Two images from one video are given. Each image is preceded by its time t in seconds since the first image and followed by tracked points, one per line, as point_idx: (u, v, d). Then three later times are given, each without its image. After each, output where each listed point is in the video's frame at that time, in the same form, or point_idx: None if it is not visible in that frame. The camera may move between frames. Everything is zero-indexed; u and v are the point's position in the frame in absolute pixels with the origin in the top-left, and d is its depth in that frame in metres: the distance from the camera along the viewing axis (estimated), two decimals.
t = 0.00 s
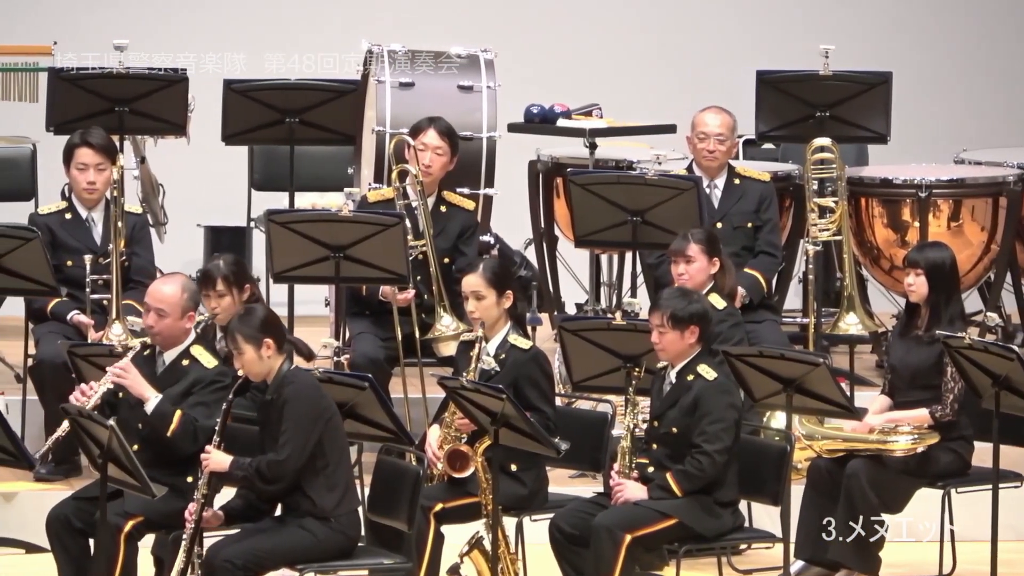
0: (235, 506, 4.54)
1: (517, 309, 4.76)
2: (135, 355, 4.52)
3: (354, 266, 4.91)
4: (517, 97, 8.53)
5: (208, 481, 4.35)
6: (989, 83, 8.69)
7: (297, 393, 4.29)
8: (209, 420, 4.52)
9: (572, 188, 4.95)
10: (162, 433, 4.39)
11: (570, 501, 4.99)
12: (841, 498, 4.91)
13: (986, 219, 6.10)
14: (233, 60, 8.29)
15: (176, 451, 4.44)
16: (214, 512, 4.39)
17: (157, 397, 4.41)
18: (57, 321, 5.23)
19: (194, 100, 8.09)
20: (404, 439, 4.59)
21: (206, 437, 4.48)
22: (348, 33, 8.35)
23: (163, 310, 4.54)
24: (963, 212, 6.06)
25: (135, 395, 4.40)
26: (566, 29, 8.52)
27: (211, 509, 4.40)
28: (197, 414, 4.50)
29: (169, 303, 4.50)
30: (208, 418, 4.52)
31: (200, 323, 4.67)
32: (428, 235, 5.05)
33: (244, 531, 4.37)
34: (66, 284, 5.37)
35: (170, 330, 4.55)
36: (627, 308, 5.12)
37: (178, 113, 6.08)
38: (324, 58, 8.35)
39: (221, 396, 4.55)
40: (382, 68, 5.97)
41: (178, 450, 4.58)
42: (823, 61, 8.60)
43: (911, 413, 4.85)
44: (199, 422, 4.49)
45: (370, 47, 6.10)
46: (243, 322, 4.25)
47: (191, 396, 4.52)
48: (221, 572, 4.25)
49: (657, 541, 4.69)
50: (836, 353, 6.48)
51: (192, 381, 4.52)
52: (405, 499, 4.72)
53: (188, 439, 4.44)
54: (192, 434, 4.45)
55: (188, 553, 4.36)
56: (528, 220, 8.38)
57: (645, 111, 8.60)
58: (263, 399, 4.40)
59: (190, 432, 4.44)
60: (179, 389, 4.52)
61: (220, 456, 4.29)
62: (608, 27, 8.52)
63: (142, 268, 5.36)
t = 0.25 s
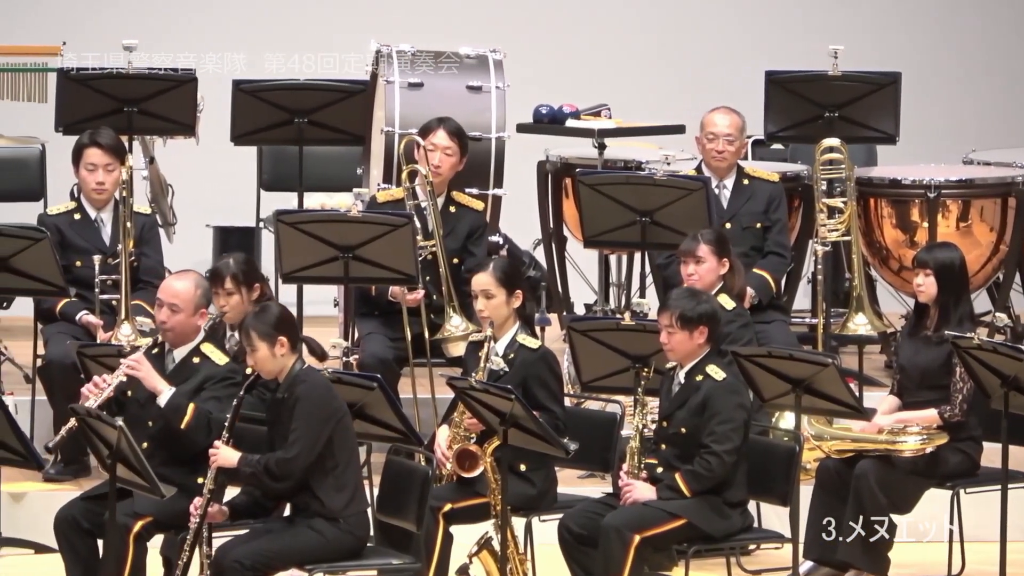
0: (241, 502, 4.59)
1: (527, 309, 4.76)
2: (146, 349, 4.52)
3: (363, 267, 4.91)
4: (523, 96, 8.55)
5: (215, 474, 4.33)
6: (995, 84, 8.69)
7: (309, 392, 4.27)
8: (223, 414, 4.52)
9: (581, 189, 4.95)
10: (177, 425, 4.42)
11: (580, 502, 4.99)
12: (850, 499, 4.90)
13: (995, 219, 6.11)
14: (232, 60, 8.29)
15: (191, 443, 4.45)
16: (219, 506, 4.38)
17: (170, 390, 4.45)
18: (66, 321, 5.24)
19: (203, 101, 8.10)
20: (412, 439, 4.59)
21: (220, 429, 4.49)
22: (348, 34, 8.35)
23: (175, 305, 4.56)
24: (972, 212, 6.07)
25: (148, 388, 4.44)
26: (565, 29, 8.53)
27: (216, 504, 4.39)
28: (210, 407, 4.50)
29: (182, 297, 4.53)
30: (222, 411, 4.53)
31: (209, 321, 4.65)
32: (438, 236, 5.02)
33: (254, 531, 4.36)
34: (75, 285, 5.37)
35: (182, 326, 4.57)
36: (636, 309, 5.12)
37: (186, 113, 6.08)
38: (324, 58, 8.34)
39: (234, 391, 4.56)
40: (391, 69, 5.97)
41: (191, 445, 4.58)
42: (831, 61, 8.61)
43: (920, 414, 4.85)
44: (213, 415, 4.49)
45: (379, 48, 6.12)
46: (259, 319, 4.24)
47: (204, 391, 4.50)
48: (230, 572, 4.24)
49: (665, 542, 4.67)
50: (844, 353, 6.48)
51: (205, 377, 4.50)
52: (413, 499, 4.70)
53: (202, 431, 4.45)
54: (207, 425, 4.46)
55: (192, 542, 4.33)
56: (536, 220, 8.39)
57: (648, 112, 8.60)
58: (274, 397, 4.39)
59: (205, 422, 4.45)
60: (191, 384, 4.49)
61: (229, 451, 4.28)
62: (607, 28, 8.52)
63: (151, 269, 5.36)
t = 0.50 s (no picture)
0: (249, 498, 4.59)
1: (537, 309, 4.76)
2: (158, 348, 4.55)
3: (373, 267, 4.91)
4: (530, 96, 8.57)
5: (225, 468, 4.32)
6: (1003, 85, 8.69)
7: (325, 391, 4.26)
8: (236, 409, 4.52)
9: (591, 189, 4.95)
10: (191, 420, 4.41)
11: (590, 502, 4.98)
12: (861, 499, 4.90)
13: (1005, 219, 6.11)
14: (232, 60, 8.34)
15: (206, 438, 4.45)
16: (228, 500, 4.36)
17: (185, 386, 4.43)
18: (76, 321, 5.24)
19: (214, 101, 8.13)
20: (423, 440, 4.59)
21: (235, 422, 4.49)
22: (347, 34, 8.39)
23: (186, 302, 4.58)
24: (982, 213, 6.08)
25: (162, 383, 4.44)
26: (565, 29, 8.55)
27: (224, 497, 4.36)
28: (224, 403, 4.49)
29: (193, 294, 4.55)
30: (235, 406, 4.52)
31: (223, 320, 4.61)
32: (448, 236, 5.02)
33: (265, 531, 4.35)
34: (86, 285, 5.37)
35: (193, 323, 4.59)
36: (646, 310, 5.12)
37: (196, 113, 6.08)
38: (324, 58, 8.38)
39: (245, 387, 4.55)
40: (401, 69, 5.97)
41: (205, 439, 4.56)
42: (841, 62, 8.63)
43: (930, 414, 4.85)
44: (227, 411, 4.48)
45: (389, 49, 6.13)
46: (279, 315, 4.21)
47: (217, 387, 4.50)
48: (241, 572, 4.23)
49: (675, 541, 4.67)
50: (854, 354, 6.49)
51: (217, 373, 4.50)
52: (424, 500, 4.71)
53: (217, 425, 4.45)
54: (222, 419, 4.46)
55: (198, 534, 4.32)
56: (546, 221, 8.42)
57: (651, 111, 8.61)
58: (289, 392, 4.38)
59: (220, 417, 4.45)
60: (204, 380, 4.48)
61: (240, 446, 4.25)
62: (607, 28, 8.54)
63: (161, 269, 5.36)
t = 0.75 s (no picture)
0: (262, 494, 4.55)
1: (549, 308, 4.73)
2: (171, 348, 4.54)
3: (386, 267, 4.91)
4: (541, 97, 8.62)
5: (242, 462, 4.31)
6: (1011, 85, 8.71)
7: (345, 390, 4.24)
8: (250, 407, 4.50)
9: (604, 189, 4.95)
10: (207, 419, 4.41)
11: (603, 502, 4.98)
12: (873, 501, 4.91)
13: (1018, 219, 6.12)
14: (232, 60, 8.39)
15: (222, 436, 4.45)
16: (241, 494, 4.32)
17: (199, 385, 4.44)
18: (90, 321, 5.26)
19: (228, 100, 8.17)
20: (437, 439, 4.59)
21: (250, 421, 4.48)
22: (348, 35, 8.43)
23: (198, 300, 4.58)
24: (996, 212, 6.08)
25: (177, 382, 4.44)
26: (565, 30, 8.59)
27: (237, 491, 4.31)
28: (239, 402, 4.48)
29: (203, 292, 4.55)
30: (250, 405, 4.51)
31: (237, 319, 4.64)
32: (461, 236, 5.03)
33: (278, 531, 4.35)
34: (99, 285, 5.38)
35: (205, 321, 4.59)
36: (660, 310, 5.12)
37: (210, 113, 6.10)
38: (324, 58, 8.43)
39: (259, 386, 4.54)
40: (414, 69, 5.98)
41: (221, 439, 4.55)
42: (854, 62, 8.67)
43: (943, 414, 4.83)
44: (243, 409, 4.47)
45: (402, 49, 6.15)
46: (303, 311, 4.20)
47: (231, 386, 4.49)
48: (255, 572, 4.23)
49: (688, 542, 4.66)
50: (867, 354, 6.51)
51: (230, 372, 4.49)
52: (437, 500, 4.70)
53: (232, 425, 4.44)
54: (237, 419, 4.45)
55: (212, 528, 4.29)
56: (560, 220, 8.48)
57: (654, 112, 8.65)
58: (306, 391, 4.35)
59: (235, 417, 4.44)
60: (217, 380, 4.48)
61: (256, 442, 4.23)
62: (606, 28, 8.58)
63: (174, 269, 5.36)
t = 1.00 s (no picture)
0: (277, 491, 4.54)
1: (563, 308, 4.72)
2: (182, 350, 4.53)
3: (402, 266, 4.91)
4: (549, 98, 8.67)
5: (260, 459, 4.33)
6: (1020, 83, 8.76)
7: (367, 389, 4.27)
8: (263, 410, 4.51)
9: (620, 189, 4.96)
10: (223, 423, 4.43)
11: (617, 502, 4.97)
12: (888, 501, 4.91)
13: None
14: (233, 60, 8.41)
15: (236, 438, 4.45)
16: (257, 489, 4.34)
17: (214, 389, 4.43)
18: (104, 320, 5.31)
19: (243, 101, 8.21)
20: (451, 439, 4.59)
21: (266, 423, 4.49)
22: (348, 35, 8.45)
23: (207, 302, 4.56)
24: (1011, 212, 6.08)
25: (192, 387, 4.43)
26: (567, 30, 8.63)
27: (254, 488, 4.32)
28: (253, 403, 4.49)
29: (213, 294, 4.53)
30: (265, 407, 4.51)
31: (253, 324, 4.65)
32: (477, 235, 5.03)
33: (293, 531, 4.35)
34: (115, 284, 5.39)
35: (216, 323, 4.56)
36: (675, 309, 5.12)
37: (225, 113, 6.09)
38: (323, 58, 8.44)
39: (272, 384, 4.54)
40: (429, 69, 5.99)
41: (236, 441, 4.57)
42: (869, 61, 8.73)
43: (959, 414, 4.82)
44: (257, 411, 4.48)
45: (417, 48, 6.16)
46: (327, 309, 4.24)
47: (245, 387, 4.49)
48: (271, 571, 4.23)
49: (703, 542, 4.64)
50: (882, 353, 6.53)
51: (244, 373, 4.49)
52: (451, 500, 4.67)
53: (247, 427, 4.45)
54: (252, 421, 4.46)
55: (228, 524, 4.30)
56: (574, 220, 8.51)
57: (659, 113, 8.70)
58: (326, 389, 4.38)
59: (250, 418, 4.45)
60: (230, 382, 4.48)
61: (277, 438, 4.26)
62: (609, 28, 8.62)
63: (190, 268, 5.36)
